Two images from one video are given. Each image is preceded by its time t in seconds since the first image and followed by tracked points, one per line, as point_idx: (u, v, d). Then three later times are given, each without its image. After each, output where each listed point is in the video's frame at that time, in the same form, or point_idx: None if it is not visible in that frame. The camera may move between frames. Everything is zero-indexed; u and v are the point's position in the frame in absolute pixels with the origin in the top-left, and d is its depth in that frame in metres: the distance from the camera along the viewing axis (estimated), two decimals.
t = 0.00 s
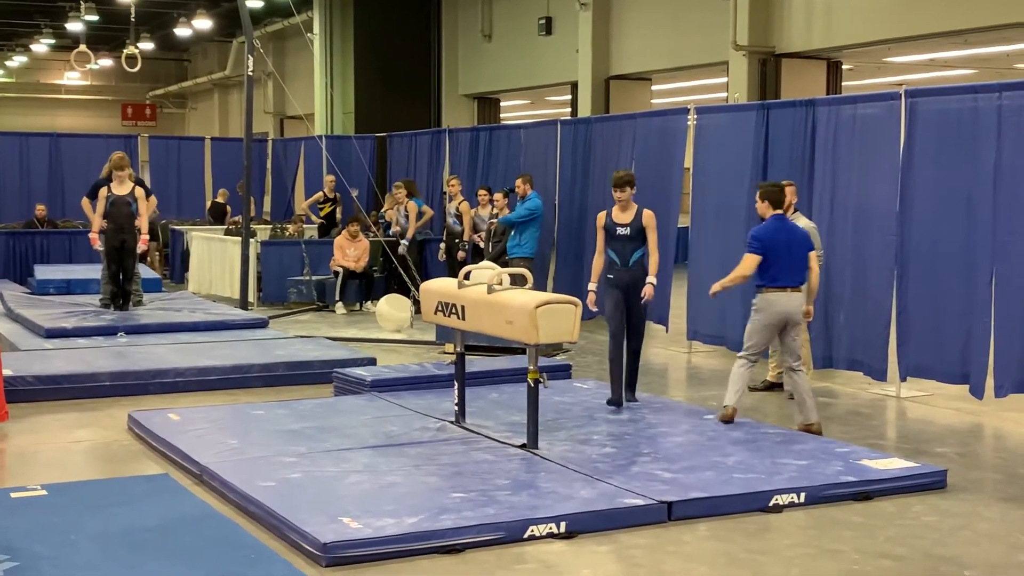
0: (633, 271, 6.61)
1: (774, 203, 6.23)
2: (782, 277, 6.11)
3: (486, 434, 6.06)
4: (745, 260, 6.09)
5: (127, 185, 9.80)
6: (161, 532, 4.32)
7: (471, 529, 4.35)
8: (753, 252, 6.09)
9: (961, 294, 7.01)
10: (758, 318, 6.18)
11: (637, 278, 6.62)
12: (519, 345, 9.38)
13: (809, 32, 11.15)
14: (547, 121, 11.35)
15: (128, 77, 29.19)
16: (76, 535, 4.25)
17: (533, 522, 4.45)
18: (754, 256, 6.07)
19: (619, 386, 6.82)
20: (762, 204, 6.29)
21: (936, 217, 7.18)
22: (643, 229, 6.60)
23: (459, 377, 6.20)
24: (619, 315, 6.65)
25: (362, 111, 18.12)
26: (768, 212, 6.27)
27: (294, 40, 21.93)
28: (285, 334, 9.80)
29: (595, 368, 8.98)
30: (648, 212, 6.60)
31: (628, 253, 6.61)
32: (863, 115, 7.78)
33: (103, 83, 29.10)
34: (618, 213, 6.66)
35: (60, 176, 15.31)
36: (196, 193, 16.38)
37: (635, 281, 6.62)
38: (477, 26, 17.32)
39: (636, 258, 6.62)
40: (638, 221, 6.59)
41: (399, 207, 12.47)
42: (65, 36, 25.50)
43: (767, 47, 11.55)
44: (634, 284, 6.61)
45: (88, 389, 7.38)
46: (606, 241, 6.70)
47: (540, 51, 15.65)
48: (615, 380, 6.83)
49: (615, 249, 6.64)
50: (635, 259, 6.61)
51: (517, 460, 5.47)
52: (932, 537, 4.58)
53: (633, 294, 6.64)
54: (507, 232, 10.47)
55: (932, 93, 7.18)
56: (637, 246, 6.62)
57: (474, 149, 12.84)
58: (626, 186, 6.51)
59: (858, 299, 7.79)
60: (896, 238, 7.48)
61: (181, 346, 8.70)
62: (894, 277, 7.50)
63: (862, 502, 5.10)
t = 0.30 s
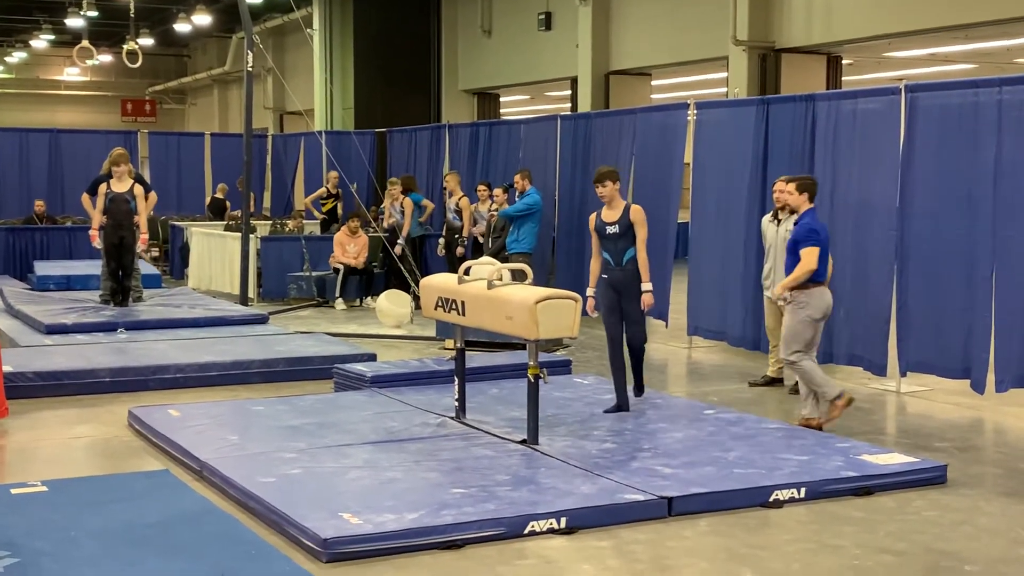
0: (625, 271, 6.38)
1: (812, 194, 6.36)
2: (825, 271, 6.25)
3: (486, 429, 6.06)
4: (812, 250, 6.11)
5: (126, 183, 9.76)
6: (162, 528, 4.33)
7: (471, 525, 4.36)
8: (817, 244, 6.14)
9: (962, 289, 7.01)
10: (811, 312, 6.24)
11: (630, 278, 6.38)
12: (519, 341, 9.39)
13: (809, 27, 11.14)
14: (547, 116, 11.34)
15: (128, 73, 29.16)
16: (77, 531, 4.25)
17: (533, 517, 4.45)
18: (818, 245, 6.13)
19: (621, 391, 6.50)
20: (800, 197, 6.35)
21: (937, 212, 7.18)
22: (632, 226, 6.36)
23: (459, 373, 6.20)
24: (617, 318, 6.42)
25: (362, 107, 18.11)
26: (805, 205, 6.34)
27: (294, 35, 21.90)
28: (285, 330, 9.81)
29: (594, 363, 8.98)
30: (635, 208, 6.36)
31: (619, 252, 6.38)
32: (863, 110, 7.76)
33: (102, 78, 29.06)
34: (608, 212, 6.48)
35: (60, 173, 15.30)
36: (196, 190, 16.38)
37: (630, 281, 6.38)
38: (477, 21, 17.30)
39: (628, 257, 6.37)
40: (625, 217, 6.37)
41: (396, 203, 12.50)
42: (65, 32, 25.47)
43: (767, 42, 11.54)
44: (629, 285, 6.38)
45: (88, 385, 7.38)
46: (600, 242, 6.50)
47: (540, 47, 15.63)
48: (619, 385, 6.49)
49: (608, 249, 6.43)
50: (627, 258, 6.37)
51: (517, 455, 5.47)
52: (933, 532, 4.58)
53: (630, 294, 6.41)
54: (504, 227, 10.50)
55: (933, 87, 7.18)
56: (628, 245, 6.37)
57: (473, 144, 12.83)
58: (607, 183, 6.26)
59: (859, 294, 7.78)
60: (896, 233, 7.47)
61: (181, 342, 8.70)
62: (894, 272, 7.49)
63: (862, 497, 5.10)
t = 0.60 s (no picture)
0: (609, 268, 6.13)
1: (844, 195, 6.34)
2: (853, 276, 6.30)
3: (484, 428, 6.06)
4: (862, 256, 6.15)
5: (123, 181, 9.76)
6: (160, 527, 4.32)
7: (469, 523, 4.36)
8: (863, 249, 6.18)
9: (960, 288, 7.01)
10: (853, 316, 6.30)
11: (615, 275, 6.12)
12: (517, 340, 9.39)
13: (807, 27, 11.14)
14: (546, 115, 11.33)
15: (126, 72, 29.12)
16: (75, 530, 4.25)
17: (531, 516, 4.45)
18: (864, 251, 6.16)
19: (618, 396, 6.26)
20: (832, 198, 6.30)
21: (936, 211, 7.18)
22: (617, 223, 6.14)
23: (457, 371, 6.20)
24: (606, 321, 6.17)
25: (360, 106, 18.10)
26: (837, 207, 6.32)
27: (292, 34, 21.88)
28: (283, 329, 9.80)
29: (592, 363, 8.98)
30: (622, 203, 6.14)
31: (604, 248, 6.17)
32: (862, 109, 7.76)
33: (100, 77, 29.03)
34: (599, 209, 6.29)
35: (58, 171, 15.28)
36: (194, 188, 16.37)
37: (613, 281, 6.11)
38: (475, 20, 17.28)
39: (613, 254, 6.13)
40: (611, 213, 6.16)
41: (393, 202, 12.47)
42: (64, 30, 25.42)
43: (766, 41, 11.54)
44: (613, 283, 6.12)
45: (86, 383, 7.37)
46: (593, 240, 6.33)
47: (539, 46, 15.62)
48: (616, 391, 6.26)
49: (596, 247, 6.25)
50: (611, 256, 6.13)
51: (515, 454, 5.47)
52: (930, 530, 4.58)
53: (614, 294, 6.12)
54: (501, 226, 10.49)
55: (931, 87, 7.18)
56: (614, 242, 6.15)
57: (471, 143, 12.83)
58: (592, 176, 6.13)
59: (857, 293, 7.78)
60: (894, 232, 7.48)
61: (179, 341, 8.69)
62: (892, 271, 7.49)
63: (860, 496, 5.10)
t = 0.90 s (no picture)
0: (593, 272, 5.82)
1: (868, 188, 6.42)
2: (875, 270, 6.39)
3: (483, 424, 6.06)
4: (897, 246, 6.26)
5: (121, 176, 9.78)
6: (160, 522, 4.33)
7: (469, 519, 4.36)
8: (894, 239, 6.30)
9: (960, 285, 7.01)
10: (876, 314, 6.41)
11: (599, 281, 5.79)
12: (517, 336, 9.39)
13: (808, 23, 11.13)
14: (546, 112, 11.32)
15: (125, 67, 29.10)
16: (75, 525, 4.25)
17: (530, 512, 4.45)
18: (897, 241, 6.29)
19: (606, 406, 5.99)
20: (858, 191, 6.36)
21: (936, 208, 7.17)
22: (603, 227, 5.80)
23: (457, 368, 6.19)
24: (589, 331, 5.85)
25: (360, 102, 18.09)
26: (861, 199, 6.39)
27: (292, 30, 21.86)
28: (283, 325, 9.80)
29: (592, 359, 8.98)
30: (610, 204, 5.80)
31: (592, 252, 5.86)
32: (861, 106, 7.75)
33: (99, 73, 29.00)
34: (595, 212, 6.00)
35: (57, 166, 15.27)
36: (194, 184, 16.37)
37: (597, 287, 5.79)
38: (475, 16, 17.25)
39: (598, 259, 5.80)
40: (599, 215, 5.82)
41: (395, 197, 12.27)
42: (63, 25, 25.39)
43: (766, 38, 11.53)
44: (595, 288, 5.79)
45: (85, 378, 7.38)
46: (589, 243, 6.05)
47: (539, 42, 15.60)
48: (601, 399, 5.98)
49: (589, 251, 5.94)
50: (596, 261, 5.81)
51: (514, 450, 5.47)
52: (929, 527, 4.58)
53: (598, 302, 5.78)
54: (502, 223, 10.52)
55: (931, 84, 7.18)
56: (600, 246, 5.82)
57: (471, 139, 12.82)
58: (585, 175, 5.89)
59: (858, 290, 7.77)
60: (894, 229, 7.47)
61: (178, 337, 8.69)
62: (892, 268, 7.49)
63: (859, 493, 5.10)
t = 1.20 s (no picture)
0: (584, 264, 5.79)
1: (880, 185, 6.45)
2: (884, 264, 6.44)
3: (482, 421, 6.06)
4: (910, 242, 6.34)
5: (118, 172, 9.76)
6: (159, 519, 4.33)
7: (468, 516, 4.36)
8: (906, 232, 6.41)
9: (958, 282, 7.01)
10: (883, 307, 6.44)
11: (589, 273, 5.77)
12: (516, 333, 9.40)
13: (807, 21, 11.11)
14: (546, 108, 11.30)
15: (124, 63, 29.09)
16: (73, 522, 4.25)
17: (529, 509, 4.45)
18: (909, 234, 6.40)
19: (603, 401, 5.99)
20: (871, 188, 6.40)
21: (935, 206, 7.17)
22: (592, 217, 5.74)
23: (455, 364, 6.18)
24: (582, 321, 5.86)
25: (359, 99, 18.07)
26: (873, 196, 6.44)
27: (291, 26, 21.83)
28: (282, 321, 9.79)
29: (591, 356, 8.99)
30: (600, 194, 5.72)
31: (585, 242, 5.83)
32: (861, 103, 7.75)
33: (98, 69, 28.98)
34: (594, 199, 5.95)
35: (56, 162, 15.26)
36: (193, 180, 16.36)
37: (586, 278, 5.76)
38: (474, 13, 17.22)
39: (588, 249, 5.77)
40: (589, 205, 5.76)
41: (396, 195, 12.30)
42: (61, 21, 25.35)
43: (766, 35, 11.52)
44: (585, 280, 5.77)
45: (84, 375, 7.37)
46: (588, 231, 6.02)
47: (538, 39, 15.58)
48: (599, 396, 5.99)
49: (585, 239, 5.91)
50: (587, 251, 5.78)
51: (513, 447, 5.46)
52: (928, 525, 4.59)
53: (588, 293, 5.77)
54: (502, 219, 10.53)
55: (930, 81, 7.18)
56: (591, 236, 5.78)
57: (470, 135, 12.81)
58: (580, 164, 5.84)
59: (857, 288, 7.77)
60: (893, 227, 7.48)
61: (177, 333, 8.69)
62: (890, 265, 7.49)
63: (857, 490, 5.11)
